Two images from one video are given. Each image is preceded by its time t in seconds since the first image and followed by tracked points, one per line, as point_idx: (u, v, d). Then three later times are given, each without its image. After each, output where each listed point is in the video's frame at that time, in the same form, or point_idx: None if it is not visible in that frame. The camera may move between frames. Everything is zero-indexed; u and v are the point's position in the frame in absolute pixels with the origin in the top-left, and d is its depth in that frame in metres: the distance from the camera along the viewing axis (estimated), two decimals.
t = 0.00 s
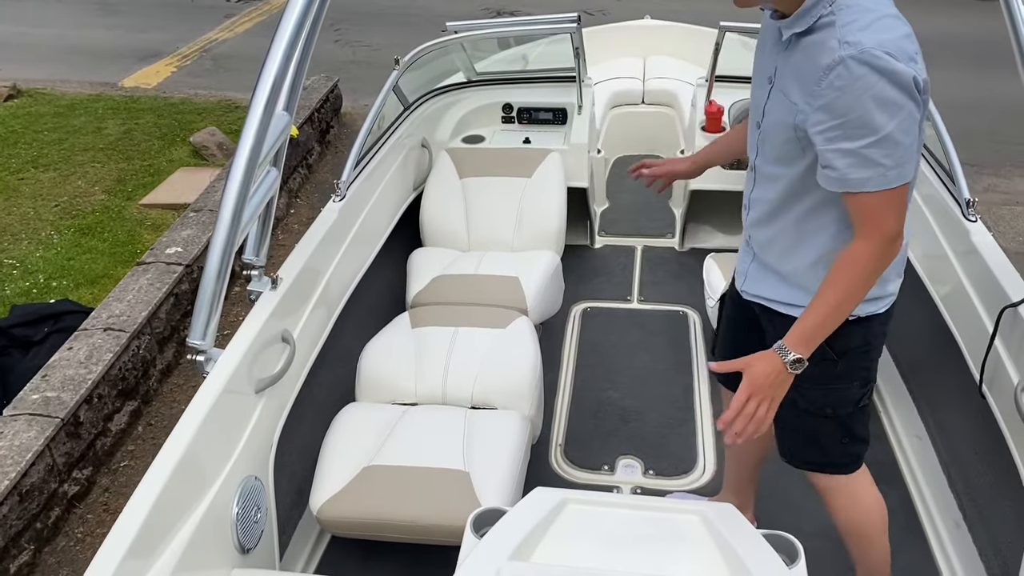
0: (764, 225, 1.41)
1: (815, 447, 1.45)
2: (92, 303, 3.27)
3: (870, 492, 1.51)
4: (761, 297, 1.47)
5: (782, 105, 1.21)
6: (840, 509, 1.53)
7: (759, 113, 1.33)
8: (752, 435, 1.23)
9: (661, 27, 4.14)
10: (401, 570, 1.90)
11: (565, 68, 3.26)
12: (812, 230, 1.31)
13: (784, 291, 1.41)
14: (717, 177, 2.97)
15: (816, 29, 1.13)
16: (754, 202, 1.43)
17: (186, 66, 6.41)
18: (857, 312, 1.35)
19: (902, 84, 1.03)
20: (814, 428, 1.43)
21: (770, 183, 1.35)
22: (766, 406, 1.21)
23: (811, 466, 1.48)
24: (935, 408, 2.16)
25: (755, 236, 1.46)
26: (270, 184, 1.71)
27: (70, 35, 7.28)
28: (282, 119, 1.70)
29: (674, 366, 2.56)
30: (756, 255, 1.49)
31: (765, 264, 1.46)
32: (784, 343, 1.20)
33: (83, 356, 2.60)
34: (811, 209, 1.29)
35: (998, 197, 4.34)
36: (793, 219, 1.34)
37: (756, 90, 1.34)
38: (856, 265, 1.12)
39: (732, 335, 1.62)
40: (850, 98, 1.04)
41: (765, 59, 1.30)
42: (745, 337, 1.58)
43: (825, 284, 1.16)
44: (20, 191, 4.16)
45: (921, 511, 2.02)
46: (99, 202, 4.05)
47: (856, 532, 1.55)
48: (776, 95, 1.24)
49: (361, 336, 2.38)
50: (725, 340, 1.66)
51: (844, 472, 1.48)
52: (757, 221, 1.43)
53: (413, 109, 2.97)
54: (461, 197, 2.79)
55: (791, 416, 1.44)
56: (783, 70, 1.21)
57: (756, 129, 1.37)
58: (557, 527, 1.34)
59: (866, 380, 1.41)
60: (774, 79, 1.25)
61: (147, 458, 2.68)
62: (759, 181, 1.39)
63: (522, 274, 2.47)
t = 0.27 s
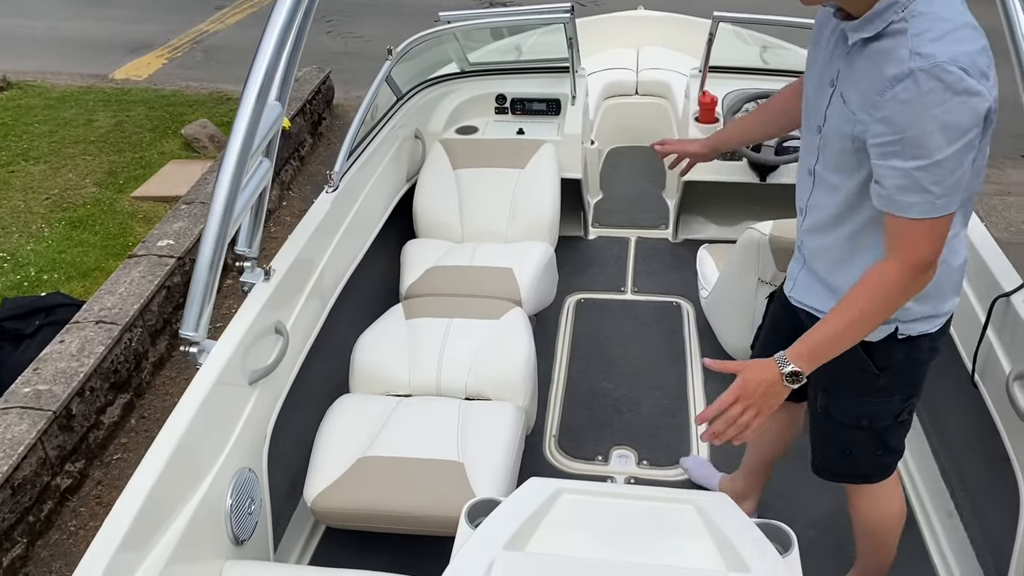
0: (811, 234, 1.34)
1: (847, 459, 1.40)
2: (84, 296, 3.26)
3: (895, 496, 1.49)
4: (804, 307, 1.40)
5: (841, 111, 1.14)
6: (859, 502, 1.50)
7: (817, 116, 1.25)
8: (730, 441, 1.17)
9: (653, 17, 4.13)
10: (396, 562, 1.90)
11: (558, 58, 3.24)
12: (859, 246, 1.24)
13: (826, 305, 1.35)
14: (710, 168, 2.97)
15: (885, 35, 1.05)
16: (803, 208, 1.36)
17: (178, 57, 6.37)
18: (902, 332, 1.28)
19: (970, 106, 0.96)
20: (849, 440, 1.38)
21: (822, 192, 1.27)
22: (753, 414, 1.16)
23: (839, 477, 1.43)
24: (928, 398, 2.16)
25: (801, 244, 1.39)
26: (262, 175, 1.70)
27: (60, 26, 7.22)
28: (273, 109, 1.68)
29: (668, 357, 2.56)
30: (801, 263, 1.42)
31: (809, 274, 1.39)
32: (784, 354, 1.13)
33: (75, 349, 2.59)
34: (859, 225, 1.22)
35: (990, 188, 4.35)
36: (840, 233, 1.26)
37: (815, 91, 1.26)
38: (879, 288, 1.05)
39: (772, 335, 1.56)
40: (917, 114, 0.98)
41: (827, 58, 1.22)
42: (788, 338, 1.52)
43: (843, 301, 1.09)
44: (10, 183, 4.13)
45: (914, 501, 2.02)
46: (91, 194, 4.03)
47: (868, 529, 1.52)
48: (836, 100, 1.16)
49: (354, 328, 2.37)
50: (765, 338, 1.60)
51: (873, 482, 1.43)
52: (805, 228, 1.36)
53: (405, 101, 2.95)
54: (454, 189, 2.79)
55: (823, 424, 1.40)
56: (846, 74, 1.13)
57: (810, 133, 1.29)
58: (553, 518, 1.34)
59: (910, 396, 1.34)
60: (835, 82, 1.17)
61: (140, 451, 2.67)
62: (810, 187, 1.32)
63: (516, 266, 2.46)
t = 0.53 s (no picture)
0: (825, 223, 1.33)
1: (851, 454, 1.40)
2: (77, 290, 3.25)
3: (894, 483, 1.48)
4: (811, 296, 1.40)
5: (874, 97, 1.12)
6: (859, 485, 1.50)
7: (845, 101, 1.24)
8: (828, 455, 1.22)
9: (646, 9, 4.12)
10: (389, 554, 1.91)
11: (551, 50, 3.24)
12: (875, 236, 1.24)
13: (833, 296, 1.35)
14: (703, 160, 2.97)
15: (933, 22, 1.03)
16: (819, 196, 1.35)
17: (170, 50, 6.34)
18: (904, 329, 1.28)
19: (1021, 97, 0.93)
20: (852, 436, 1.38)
21: (843, 179, 1.25)
22: (843, 430, 1.20)
23: (843, 471, 1.44)
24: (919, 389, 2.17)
25: (813, 233, 1.38)
26: (253, 167, 1.69)
27: (51, 19, 7.18)
28: (264, 102, 1.68)
29: (661, 349, 2.57)
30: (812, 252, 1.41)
31: (819, 263, 1.38)
32: (862, 365, 1.15)
33: (67, 343, 2.58)
34: (877, 216, 1.21)
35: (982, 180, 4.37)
36: (856, 222, 1.25)
37: (846, 77, 1.24)
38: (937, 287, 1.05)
39: (779, 323, 1.54)
40: (964, 104, 0.95)
41: (863, 43, 1.20)
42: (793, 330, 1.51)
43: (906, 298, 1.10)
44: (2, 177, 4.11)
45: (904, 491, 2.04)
46: (83, 188, 4.02)
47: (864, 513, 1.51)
48: (869, 85, 1.15)
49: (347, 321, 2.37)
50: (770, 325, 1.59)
51: (874, 475, 1.43)
52: (818, 216, 1.35)
53: (398, 93, 2.95)
54: (447, 181, 2.78)
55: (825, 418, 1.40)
56: (884, 60, 1.12)
57: (836, 119, 1.28)
58: (544, 510, 1.34)
59: (913, 395, 1.33)
60: (870, 67, 1.15)
61: (133, 444, 2.67)
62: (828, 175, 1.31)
63: (509, 259, 2.46)
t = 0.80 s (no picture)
0: (831, 211, 1.32)
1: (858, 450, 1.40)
2: (70, 285, 3.23)
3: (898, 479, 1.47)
4: (814, 285, 1.39)
5: (886, 84, 1.11)
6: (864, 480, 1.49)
7: (856, 86, 1.22)
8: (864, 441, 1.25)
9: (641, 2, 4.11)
10: (385, 548, 1.91)
11: (545, 44, 3.23)
12: (884, 224, 1.23)
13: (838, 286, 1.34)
14: (698, 153, 2.97)
15: (945, 10, 1.00)
16: (825, 183, 1.33)
17: (163, 43, 6.30)
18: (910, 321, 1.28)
19: None
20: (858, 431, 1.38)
21: (852, 166, 1.24)
22: (878, 418, 1.22)
23: (849, 467, 1.44)
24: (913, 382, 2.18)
25: (818, 221, 1.37)
26: (247, 161, 1.69)
27: (44, 13, 7.14)
28: (258, 96, 1.67)
29: (657, 342, 2.57)
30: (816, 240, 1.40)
31: (824, 252, 1.37)
32: (897, 353, 1.17)
33: (61, 339, 2.58)
34: (886, 204, 1.20)
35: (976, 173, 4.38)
36: (863, 211, 1.24)
37: (858, 62, 1.23)
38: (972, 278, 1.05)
39: (784, 318, 1.55)
40: (984, 94, 0.93)
41: (874, 28, 1.18)
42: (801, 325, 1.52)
43: (938, 286, 1.09)
44: None
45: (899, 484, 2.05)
46: (76, 182, 4.00)
47: (866, 507, 1.51)
48: (881, 70, 1.13)
49: (341, 315, 2.36)
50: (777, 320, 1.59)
51: (882, 471, 1.43)
52: (823, 204, 1.34)
53: (392, 87, 2.94)
54: (441, 175, 2.78)
55: (832, 415, 1.41)
56: (897, 46, 1.10)
57: (846, 104, 1.26)
58: (539, 504, 1.34)
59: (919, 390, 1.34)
60: (882, 53, 1.14)
61: (128, 439, 2.67)
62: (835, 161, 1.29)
63: (504, 253, 2.46)
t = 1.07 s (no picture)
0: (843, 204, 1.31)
1: (868, 445, 1.40)
2: (66, 279, 3.23)
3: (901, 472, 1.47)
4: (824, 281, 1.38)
5: (905, 75, 1.09)
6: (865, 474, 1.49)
7: (867, 78, 1.21)
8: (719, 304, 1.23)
9: None
10: (382, 540, 1.91)
11: (542, 36, 3.22)
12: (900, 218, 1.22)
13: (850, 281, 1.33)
14: (695, 146, 2.96)
15: None
16: (836, 176, 1.32)
17: (159, 37, 6.28)
18: (927, 316, 1.29)
19: None
20: (868, 427, 1.38)
21: (866, 159, 1.23)
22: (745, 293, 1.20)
23: (859, 461, 1.43)
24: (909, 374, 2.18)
25: (828, 215, 1.36)
26: (242, 154, 1.68)
27: (39, 7, 7.11)
28: (253, 88, 1.66)
29: (654, 335, 2.57)
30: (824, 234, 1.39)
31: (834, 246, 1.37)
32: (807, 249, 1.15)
33: (57, 333, 2.57)
34: (901, 198, 1.20)
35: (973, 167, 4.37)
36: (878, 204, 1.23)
37: (868, 52, 1.21)
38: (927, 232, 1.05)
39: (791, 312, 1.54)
40: (1009, 75, 0.95)
41: (886, 18, 1.17)
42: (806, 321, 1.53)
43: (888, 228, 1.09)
44: None
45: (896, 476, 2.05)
46: (72, 176, 3.98)
47: (866, 500, 1.51)
48: (897, 61, 1.12)
49: (338, 308, 2.36)
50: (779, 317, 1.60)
51: (890, 465, 1.44)
52: (834, 197, 1.33)
53: (388, 79, 2.93)
54: (438, 168, 2.77)
55: (840, 410, 1.40)
56: (916, 34, 1.09)
57: (856, 96, 1.25)
58: (536, 496, 1.34)
59: (930, 385, 1.34)
60: (898, 43, 1.12)
61: (124, 433, 2.66)
62: (846, 154, 1.28)
63: (501, 246, 2.46)
